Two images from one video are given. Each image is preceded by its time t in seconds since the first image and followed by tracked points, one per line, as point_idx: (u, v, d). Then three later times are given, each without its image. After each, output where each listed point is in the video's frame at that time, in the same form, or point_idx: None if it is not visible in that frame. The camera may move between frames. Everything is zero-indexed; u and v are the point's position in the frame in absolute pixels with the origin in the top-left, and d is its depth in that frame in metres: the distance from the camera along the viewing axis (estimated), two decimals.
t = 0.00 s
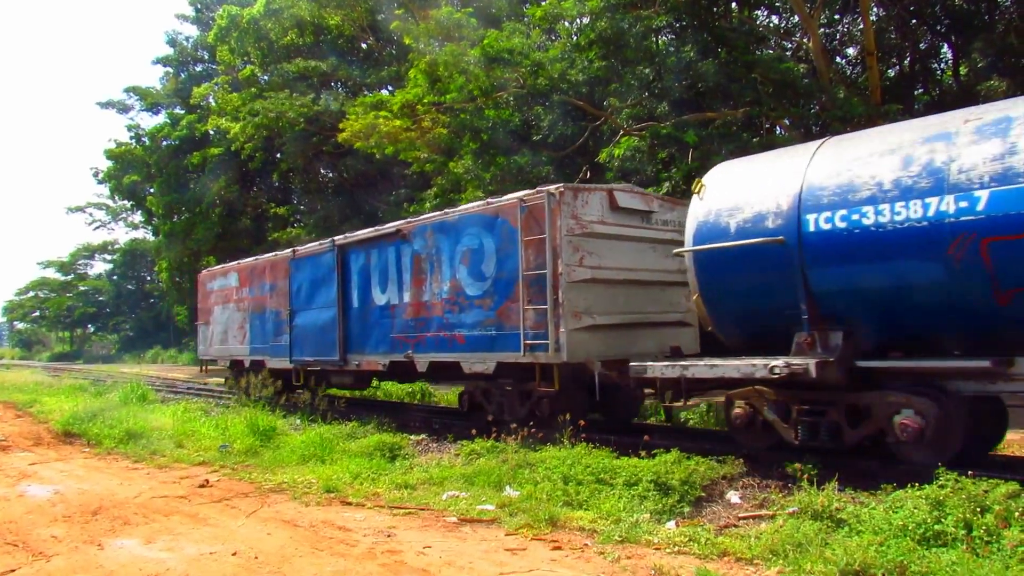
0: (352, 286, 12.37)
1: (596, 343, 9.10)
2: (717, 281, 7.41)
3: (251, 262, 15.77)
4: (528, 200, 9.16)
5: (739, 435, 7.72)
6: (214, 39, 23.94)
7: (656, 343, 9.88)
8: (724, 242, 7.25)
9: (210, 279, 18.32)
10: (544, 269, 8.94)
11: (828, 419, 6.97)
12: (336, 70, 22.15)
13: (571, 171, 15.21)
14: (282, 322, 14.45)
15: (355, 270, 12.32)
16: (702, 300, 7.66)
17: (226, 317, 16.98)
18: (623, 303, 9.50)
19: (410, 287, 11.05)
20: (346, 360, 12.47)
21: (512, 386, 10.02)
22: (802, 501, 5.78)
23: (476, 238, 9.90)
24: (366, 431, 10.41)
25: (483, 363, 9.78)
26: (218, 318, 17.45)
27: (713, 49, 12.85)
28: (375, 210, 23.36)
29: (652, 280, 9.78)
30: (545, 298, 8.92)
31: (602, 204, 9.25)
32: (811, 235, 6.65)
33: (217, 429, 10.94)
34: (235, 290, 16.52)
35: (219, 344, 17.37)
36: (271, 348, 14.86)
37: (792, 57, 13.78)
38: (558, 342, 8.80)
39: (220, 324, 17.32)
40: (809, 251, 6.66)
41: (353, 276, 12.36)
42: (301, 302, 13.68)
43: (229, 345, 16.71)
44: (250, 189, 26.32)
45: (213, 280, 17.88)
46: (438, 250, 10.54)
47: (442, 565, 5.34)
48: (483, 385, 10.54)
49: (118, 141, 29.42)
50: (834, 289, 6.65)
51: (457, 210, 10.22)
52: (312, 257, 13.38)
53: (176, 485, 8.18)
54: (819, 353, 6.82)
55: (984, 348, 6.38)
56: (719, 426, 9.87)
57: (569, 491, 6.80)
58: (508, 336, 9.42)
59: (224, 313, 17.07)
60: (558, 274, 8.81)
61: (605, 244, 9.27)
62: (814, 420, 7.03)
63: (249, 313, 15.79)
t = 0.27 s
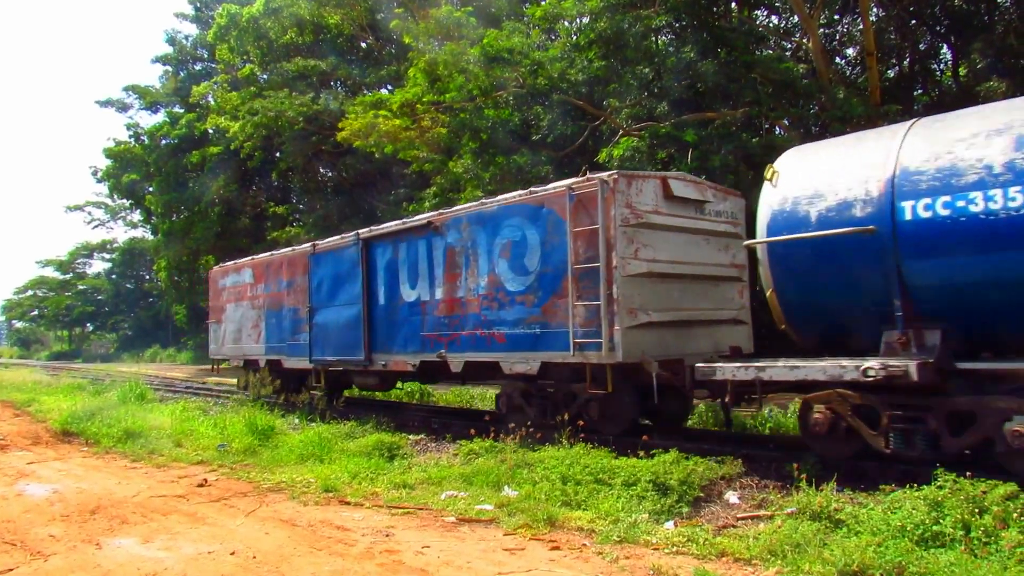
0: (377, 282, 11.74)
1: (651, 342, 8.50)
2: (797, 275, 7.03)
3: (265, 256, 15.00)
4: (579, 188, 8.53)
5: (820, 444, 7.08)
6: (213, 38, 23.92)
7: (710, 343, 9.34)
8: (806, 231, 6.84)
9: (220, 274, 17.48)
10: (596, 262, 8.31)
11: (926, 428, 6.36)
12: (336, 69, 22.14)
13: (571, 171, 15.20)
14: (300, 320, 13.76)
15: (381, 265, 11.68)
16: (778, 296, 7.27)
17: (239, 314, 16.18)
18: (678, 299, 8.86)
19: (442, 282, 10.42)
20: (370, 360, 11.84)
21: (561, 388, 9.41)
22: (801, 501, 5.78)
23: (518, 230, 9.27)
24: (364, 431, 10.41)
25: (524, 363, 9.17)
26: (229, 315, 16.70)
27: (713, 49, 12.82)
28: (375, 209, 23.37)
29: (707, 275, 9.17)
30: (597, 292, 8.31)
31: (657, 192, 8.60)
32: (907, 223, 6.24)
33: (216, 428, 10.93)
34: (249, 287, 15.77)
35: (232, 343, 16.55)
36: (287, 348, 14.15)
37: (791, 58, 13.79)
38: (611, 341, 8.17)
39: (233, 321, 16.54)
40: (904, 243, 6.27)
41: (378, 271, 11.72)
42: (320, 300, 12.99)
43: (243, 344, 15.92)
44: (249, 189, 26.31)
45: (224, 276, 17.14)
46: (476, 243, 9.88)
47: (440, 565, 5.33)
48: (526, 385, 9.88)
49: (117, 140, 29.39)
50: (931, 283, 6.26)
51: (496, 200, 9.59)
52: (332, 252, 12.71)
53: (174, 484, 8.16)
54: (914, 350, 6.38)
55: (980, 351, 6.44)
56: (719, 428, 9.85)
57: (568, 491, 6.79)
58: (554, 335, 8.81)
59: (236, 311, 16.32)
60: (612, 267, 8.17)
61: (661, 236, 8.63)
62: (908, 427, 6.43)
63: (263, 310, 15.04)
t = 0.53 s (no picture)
0: (406, 278, 11.16)
1: (716, 339, 7.90)
2: (890, 265, 6.73)
3: (282, 251, 14.36)
4: (637, 175, 7.97)
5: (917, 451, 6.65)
6: (212, 37, 23.89)
7: (773, 341, 8.70)
8: (902, 217, 6.56)
9: (232, 270, 16.79)
10: (656, 254, 7.75)
11: None
12: (334, 68, 22.11)
13: (569, 171, 15.20)
14: (320, 317, 13.13)
15: (410, 259, 11.11)
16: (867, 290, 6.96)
17: (253, 312, 15.50)
18: (742, 294, 8.28)
19: (479, 277, 9.84)
20: (398, 360, 11.25)
21: (611, 390, 8.86)
22: (799, 501, 5.78)
23: (567, 219, 8.71)
24: (363, 430, 10.40)
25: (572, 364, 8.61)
26: (243, 313, 15.99)
27: (711, 49, 12.81)
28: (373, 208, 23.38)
29: (771, 269, 8.59)
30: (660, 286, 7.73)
31: (719, 178, 8.04)
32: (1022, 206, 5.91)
33: (214, 427, 10.92)
34: (263, 283, 15.09)
35: (245, 342, 15.89)
36: (306, 347, 13.50)
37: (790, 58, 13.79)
38: (674, 339, 7.59)
39: (247, 319, 15.81)
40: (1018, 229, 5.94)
41: (407, 266, 11.13)
42: (342, 296, 12.39)
43: (257, 343, 15.26)
44: (248, 188, 26.30)
45: (236, 273, 16.46)
46: (518, 235, 9.30)
47: (438, 564, 5.33)
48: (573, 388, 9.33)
49: (115, 139, 29.35)
50: None
51: (541, 188, 9.02)
52: (355, 246, 12.12)
53: (172, 483, 8.15)
54: None
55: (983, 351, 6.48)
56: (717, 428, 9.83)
57: (566, 491, 6.79)
58: (608, 332, 8.24)
59: (250, 308, 15.63)
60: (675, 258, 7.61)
61: (724, 226, 8.08)
62: (1022, 434, 5.96)
63: (279, 307, 14.36)
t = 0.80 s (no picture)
0: (440, 273, 10.65)
1: (792, 340, 7.34)
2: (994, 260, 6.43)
3: (302, 245, 13.77)
4: (705, 160, 7.44)
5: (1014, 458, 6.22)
6: (211, 35, 23.87)
7: (845, 341, 8.12)
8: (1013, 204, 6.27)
9: (247, 265, 16.17)
10: (727, 245, 7.21)
11: None
12: (333, 67, 22.10)
13: (568, 170, 15.20)
14: (344, 314, 12.61)
15: (443, 252, 10.60)
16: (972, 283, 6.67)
17: (270, 309, 14.89)
18: (817, 290, 7.69)
19: (522, 271, 9.35)
20: (431, 359, 10.77)
21: (670, 393, 8.35)
22: (798, 501, 5.79)
23: (622, 209, 8.21)
24: (362, 429, 10.41)
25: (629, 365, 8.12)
26: (258, 310, 15.41)
27: (710, 49, 12.80)
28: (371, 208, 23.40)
29: (844, 262, 7.99)
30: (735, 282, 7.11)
31: (793, 163, 7.46)
32: None
33: (212, 426, 10.91)
34: (281, 279, 14.53)
35: (261, 340, 15.28)
36: (328, 346, 12.98)
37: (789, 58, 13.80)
38: (750, 339, 7.05)
39: (263, 317, 15.21)
40: None
41: (441, 260, 10.62)
42: (369, 293, 11.86)
43: (274, 341, 14.64)
44: (247, 187, 26.29)
45: (251, 269, 15.90)
46: (568, 226, 8.79)
47: (436, 563, 5.33)
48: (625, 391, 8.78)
49: (114, 137, 29.34)
50: None
51: (594, 176, 8.53)
52: (383, 239, 11.62)
53: (171, 482, 8.15)
54: None
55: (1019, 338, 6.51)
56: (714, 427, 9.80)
57: (564, 490, 6.80)
58: (670, 331, 7.74)
59: (266, 305, 15.05)
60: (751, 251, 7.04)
61: (799, 215, 7.50)
62: None
63: (298, 304, 13.82)
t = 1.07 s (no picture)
0: (478, 266, 10.01)
1: (884, 339, 6.67)
2: None
3: (325, 238, 13.10)
4: (787, 141, 6.75)
5: None
6: (210, 33, 23.85)
7: (932, 341, 7.45)
8: None
9: (263, 259, 15.46)
10: (815, 233, 6.51)
11: None
12: (333, 65, 22.07)
13: (567, 170, 15.19)
14: (370, 310, 11.95)
15: (483, 244, 9.95)
16: None
17: (289, 305, 14.22)
18: (906, 284, 7.04)
19: (572, 263, 8.69)
20: (468, 358, 10.15)
21: (739, 396, 7.69)
22: (796, 500, 5.78)
23: (689, 196, 7.53)
24: (360, 427, 10.39)
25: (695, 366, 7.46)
26: (275, 307, 14.73)
27: (710, 49, 12.79)
28: (371, 206, 23.39)
29: (932, 254, 7.39)
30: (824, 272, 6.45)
31: (882, 145, 6.84)
32: None
33: (211, 425, 10.90)
34: (301, 273, 13.88)
35: (278, 338, 14.60)
36: (353, 344, 12.32)
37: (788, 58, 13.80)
38: (841, 337, 6.37)
39: (280, 313, 14.53)
40: None
41: (480, 253, 9.97)
42: (400, 288, 11.21)
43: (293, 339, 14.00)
44: (246, 185, 26.28)
45: (267, 264, 15.24)
46: (627, 214, 8.11)
47: (434, 562, 5.33)
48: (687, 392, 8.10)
49: (113, 135, 29.31)
50: None
51: (656, 160, 7.85)
52: (416, 231, 10.99)
53: (169, 480, 8.14)
54: None
55: None
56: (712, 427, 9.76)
57: (563, 489, 6.79)
58: (745, 328, 7.04)
59: (284, 302, 14.38)
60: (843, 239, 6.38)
61: (888, 201, 6.84)
62: None
63: (320, 300, 13.18)
